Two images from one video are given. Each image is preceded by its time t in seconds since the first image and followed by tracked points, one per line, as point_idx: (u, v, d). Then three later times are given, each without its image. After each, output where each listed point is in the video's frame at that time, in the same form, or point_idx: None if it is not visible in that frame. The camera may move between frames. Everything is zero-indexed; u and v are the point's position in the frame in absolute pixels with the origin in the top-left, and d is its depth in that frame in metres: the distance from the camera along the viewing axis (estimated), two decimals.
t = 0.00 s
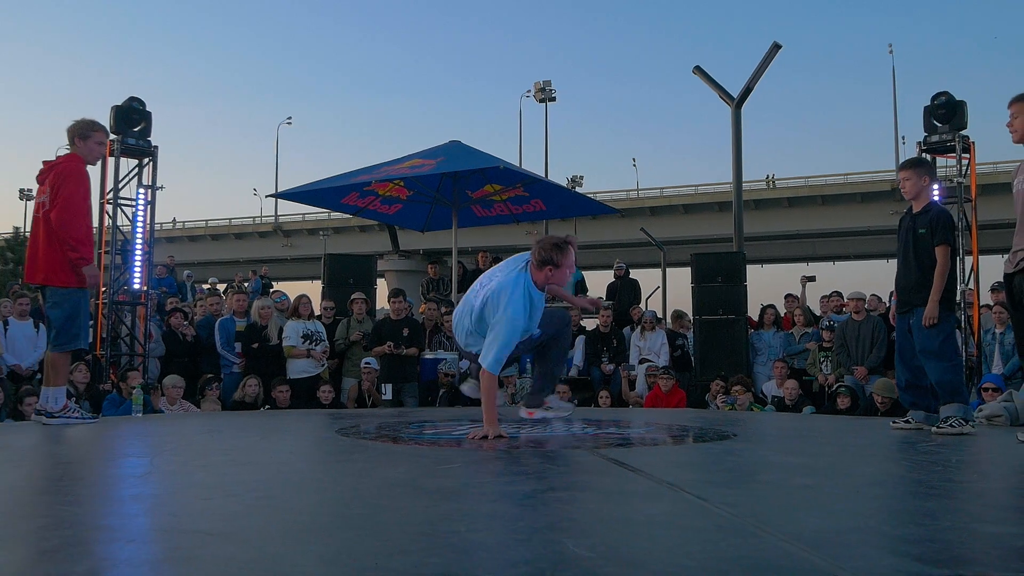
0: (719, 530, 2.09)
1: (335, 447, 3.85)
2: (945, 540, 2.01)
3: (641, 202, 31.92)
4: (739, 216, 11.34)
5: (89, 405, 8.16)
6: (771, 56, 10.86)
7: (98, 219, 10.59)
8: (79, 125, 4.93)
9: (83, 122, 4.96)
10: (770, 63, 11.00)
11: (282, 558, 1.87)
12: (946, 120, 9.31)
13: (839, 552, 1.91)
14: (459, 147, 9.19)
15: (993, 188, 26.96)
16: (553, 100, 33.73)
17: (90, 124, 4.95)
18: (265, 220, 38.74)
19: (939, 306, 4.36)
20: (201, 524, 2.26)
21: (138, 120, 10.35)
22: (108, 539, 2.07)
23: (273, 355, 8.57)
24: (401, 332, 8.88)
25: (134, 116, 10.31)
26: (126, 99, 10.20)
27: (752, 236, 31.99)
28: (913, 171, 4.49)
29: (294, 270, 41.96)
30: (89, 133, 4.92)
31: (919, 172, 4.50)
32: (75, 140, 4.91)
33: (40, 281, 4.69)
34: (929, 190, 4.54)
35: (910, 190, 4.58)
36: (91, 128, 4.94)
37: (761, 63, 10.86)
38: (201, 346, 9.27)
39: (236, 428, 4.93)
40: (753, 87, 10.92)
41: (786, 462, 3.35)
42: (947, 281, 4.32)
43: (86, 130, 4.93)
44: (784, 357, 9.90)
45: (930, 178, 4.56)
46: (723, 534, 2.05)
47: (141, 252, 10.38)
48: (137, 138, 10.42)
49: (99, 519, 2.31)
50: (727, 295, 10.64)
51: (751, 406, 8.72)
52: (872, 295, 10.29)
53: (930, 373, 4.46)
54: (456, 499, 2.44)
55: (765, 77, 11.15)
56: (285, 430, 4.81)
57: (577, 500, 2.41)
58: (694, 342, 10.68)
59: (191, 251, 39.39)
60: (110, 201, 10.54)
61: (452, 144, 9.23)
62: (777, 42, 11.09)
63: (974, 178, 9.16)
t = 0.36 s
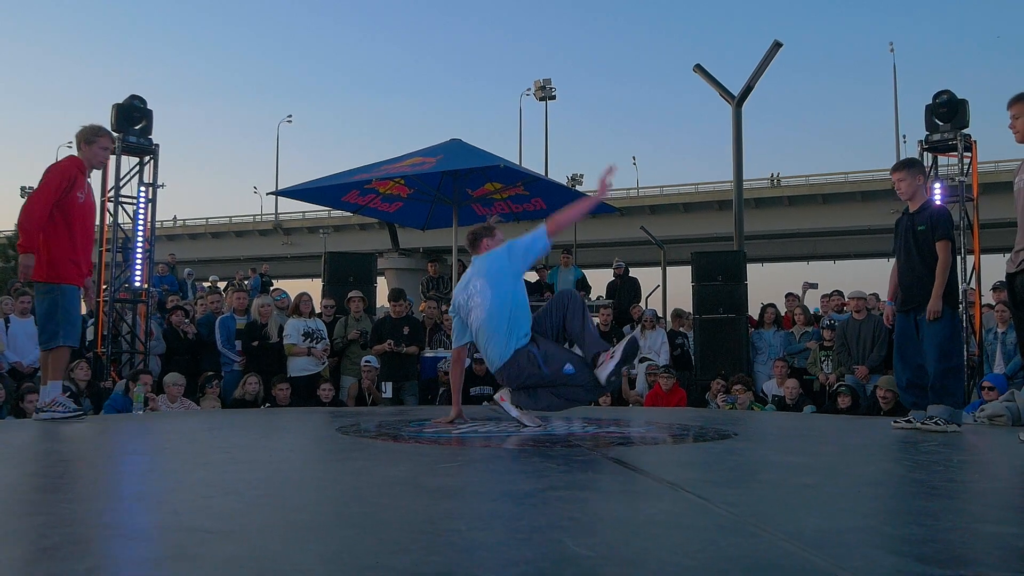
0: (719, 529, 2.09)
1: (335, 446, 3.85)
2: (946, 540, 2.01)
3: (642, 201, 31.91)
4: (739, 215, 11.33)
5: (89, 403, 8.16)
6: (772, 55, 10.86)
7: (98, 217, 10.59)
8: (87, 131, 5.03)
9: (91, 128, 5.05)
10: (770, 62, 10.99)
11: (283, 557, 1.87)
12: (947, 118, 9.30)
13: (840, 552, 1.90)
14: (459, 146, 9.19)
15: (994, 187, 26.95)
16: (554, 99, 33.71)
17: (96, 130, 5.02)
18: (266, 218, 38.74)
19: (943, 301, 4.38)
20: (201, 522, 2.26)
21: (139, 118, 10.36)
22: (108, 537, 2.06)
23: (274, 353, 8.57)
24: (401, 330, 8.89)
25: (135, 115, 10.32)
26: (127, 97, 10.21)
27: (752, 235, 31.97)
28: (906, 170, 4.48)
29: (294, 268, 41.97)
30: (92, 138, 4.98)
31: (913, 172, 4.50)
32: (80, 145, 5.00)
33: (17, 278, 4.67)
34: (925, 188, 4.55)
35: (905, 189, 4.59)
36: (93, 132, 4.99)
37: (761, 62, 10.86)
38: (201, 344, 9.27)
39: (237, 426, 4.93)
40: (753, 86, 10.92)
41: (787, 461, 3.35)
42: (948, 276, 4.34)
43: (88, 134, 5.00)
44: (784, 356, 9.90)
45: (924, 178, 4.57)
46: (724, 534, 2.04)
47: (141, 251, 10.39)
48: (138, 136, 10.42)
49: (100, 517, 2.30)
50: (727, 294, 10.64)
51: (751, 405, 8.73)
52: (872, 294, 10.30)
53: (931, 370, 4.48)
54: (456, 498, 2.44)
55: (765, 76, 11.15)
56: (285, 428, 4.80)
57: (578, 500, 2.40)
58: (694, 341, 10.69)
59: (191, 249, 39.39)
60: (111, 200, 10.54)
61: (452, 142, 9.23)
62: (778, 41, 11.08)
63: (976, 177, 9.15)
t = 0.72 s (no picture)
0: (720, 530, 2.09)
1: (335, 447, 3.84)
2: (948, 541, 2.00)
3: (641, 201, 31.92)
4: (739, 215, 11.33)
5: (89, 404, 8.15)
6: (772, 55, 10.86)
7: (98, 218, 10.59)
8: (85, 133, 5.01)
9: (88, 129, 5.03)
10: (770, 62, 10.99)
11: (283, 558, 1.86)
12: (947, 119, 9.30)
13: (841, 552, 1.90)
14: (458, 146, 9.18)
15: (993, 187, 26.94)
16: (553, 99, 33.71)
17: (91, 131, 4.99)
18: (266, 219, 38.73)
19: (941, 302, 4.39)
20: (201, 523, 2.26)
21: (139, 119, 10.35)
22: (108, 538, 2.06)
23: (274, 354, 8.58)
24: (401, 330, 8.90)
25: (135, 115, 10.31)
26: (127, 98, 10.20)
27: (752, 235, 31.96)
28: (910, 170, 4.48)
29: (294, 268, 41.97)
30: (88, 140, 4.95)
31: (916, 171, 4.50)
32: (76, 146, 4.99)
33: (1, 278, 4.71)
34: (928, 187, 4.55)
35: (909, 189, 4.59)
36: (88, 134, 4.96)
37: (761, 62, 10.86)
38: (201, 345, 9.27)
39: (237, 427, 4.93)
40: (753, 87, 10.92)
41: (787, 461, 3.35)
42: (947, 277, 4.34)
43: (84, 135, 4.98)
44: (784, 356, 9.89)
45: (929, 176, 4.56)
46: (723, 534, 2.04)
47: (141, 251, 10.39)
48: (138, 137, 10.41)
49: (100, 518, 2.30)
50: (727, 294, 10.63)
51: (751, 405, 8.75)
52: (872, 295, 10.30)
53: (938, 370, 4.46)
54: (455, 499, 2.44)
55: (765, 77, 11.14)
56: (285, 429, 4.80)
57: (578, 501, 2.40)
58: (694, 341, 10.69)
59: (191, 250, 39.40)
60: (111, 201, 10.55)
61: (452, 142, 9.23)
62: (777, 41, 11.08)
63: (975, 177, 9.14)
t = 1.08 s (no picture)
0: (720, 531, 2.09)
1: (335, 449, 3.85)
2: (947, 542, 2.00)
3: (641, 203, 31.93)
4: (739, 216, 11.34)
5: (88, 407, 8.14)
6: (771, 57, 10.87)
7: (98, 221, 10.59)
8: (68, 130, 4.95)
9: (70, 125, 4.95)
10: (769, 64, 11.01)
11: (283, 560, 1.87)
12: (946, 120, 9.31)
13: (841, 554, 1.90)
14: (459, 148, 9.19)
15: (993, 187, 26.96)
16: (553, 101, 33.74)
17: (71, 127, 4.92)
18: (265, 221, 38.73)
19: (950, 304, 4.38)
20: (200, 525, 2.26)
21: (138, 122, 10.36)
22: (107, 540, 2.07)
23: (275, 357, 8.56)
24: (402, 333, 8.90)
25: (135, 118, 10.32)
26: (127, 101, 10.21)
27: (752, 236, 31.97)
28: (927, 168, 4.46)
29: (294, 270, 41.98)
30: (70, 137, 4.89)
31: (933, 169, 4.48)
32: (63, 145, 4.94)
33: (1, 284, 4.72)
34: (946, 185, 4.52)
35: (926, 185, 4.56)
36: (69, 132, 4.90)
37: (761, 63, 10.87)
38: (201, 348, 9.26)
39: (237, 430, 4.93)
40: (753, 88, 10.94)
41: (787, 463, 3.35)
42: (959, 278, 4.33)
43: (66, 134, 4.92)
44: (784, 357, 9.90)
45: (948, 173, 4.52)
46: (723, 536, 2.04)
47: (141, 254, 10.38)
48: (137, 140, 10.41)
49: (99, 520, 2.31)
50: (727, 295, 10.64)
51: (751, 407, 8.73)
52: (872, 296, 10.31)
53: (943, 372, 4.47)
54: (455, 501, 2.44)
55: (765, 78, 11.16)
56: (285, 432, 4.80)
57: (578, 502, 2.40)
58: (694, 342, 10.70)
59: (191, 253, 39.40)
60: (111, 204, 10.54)
61: (452, 144, 9.24)
62: (777, 42, 11.10)
63: (974, 178, 9.14)
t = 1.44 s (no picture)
0: (721, 532, 2.09)
1: (336, 450, 3.85)
2: (949, 542, 2.00)
3: (641, 203, 31.94)
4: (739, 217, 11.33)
5: (90, 409, 8.13)
6: (771, 57, 10.87)
7: (99, 223, 10.59)
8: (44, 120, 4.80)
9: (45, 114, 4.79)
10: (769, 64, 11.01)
11: (284, 561, 1.87)
12: (946, 119, 9.30)
13: (842, 554, 1.90)
14: (459, 149, 9.19)
15: (993, 187, 26.96)
16: (553, 102, 33.76)
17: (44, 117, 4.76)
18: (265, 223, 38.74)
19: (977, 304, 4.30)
20: (201, 526, 2.27)
21: (139, 124, 10.37)
22: (108, 541, 2.07)
23: (276, 358, 8.58)
24: (403, 334, 8.89)
25: (136, 120, 10.33)
26: (128, 103, 10.22)
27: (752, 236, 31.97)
28: (940, 163, 4.43)
29: (294, 272, 42.00)
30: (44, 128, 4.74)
31: (946, 165, 4.44)
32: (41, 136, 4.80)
33: None
34: (958, 181, 4.49)
35: (938, 181, 4.52)
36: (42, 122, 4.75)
37: (761, 63, 10.87)
38: (202, 349, 9.26)
39: (238, 431, 4.93)
40: (753, 88, 10.93)
41: (789, 463, 3.35)
42: (979, 276, 4.27)
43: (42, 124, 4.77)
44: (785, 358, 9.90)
45: (960, 170, 4.48)
46: (724, 536, 2.04)
47: (141, 256, 10.39)
48: (138, 142, 10.41)
49: (100, 522, 2.31)
50: (727, 296, 10.64)
51: (753, 408, 8.71)
52: (873, 296, 10.32)
53: (947, 373, 4.47)
54: (456, 502, 2.44)
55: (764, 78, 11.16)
56: (286, 433, 4.80)
57: (580, 503, 2.40)
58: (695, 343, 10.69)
59: (191, 254, 39.42)
60: (111, 206, 10.55)
61: (453, 146, 9.23)
62: (777, 42, 11.09)
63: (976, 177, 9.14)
